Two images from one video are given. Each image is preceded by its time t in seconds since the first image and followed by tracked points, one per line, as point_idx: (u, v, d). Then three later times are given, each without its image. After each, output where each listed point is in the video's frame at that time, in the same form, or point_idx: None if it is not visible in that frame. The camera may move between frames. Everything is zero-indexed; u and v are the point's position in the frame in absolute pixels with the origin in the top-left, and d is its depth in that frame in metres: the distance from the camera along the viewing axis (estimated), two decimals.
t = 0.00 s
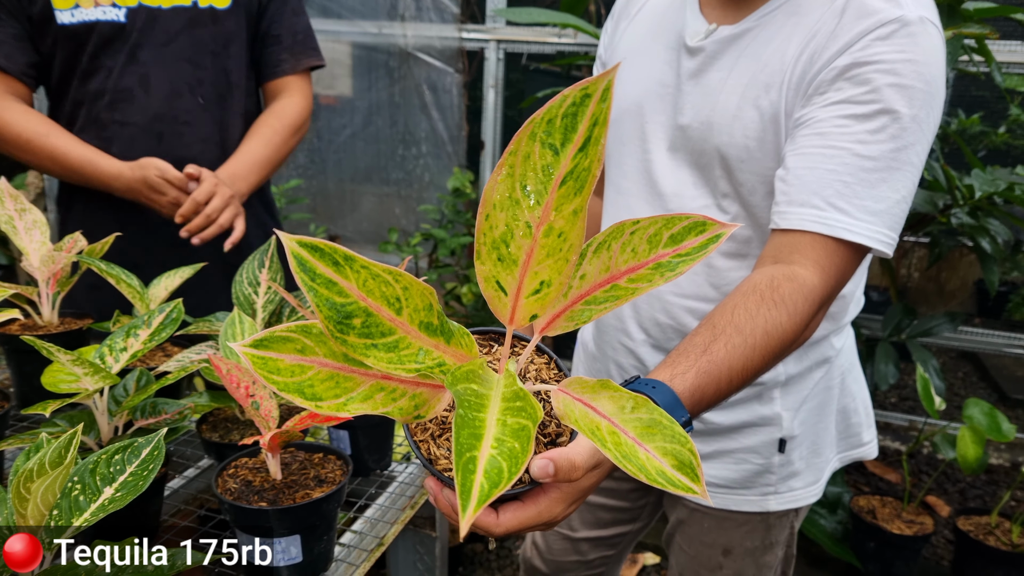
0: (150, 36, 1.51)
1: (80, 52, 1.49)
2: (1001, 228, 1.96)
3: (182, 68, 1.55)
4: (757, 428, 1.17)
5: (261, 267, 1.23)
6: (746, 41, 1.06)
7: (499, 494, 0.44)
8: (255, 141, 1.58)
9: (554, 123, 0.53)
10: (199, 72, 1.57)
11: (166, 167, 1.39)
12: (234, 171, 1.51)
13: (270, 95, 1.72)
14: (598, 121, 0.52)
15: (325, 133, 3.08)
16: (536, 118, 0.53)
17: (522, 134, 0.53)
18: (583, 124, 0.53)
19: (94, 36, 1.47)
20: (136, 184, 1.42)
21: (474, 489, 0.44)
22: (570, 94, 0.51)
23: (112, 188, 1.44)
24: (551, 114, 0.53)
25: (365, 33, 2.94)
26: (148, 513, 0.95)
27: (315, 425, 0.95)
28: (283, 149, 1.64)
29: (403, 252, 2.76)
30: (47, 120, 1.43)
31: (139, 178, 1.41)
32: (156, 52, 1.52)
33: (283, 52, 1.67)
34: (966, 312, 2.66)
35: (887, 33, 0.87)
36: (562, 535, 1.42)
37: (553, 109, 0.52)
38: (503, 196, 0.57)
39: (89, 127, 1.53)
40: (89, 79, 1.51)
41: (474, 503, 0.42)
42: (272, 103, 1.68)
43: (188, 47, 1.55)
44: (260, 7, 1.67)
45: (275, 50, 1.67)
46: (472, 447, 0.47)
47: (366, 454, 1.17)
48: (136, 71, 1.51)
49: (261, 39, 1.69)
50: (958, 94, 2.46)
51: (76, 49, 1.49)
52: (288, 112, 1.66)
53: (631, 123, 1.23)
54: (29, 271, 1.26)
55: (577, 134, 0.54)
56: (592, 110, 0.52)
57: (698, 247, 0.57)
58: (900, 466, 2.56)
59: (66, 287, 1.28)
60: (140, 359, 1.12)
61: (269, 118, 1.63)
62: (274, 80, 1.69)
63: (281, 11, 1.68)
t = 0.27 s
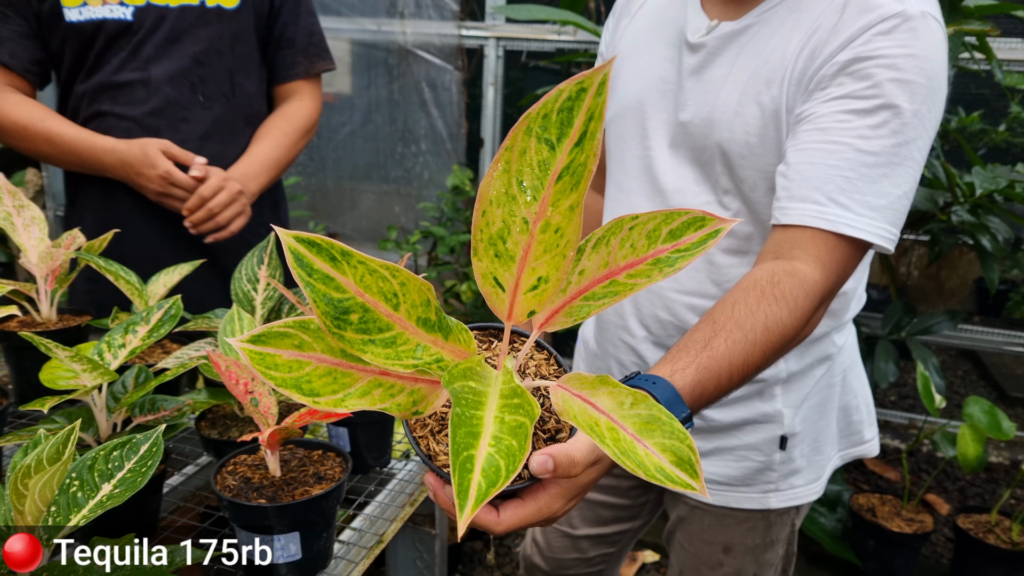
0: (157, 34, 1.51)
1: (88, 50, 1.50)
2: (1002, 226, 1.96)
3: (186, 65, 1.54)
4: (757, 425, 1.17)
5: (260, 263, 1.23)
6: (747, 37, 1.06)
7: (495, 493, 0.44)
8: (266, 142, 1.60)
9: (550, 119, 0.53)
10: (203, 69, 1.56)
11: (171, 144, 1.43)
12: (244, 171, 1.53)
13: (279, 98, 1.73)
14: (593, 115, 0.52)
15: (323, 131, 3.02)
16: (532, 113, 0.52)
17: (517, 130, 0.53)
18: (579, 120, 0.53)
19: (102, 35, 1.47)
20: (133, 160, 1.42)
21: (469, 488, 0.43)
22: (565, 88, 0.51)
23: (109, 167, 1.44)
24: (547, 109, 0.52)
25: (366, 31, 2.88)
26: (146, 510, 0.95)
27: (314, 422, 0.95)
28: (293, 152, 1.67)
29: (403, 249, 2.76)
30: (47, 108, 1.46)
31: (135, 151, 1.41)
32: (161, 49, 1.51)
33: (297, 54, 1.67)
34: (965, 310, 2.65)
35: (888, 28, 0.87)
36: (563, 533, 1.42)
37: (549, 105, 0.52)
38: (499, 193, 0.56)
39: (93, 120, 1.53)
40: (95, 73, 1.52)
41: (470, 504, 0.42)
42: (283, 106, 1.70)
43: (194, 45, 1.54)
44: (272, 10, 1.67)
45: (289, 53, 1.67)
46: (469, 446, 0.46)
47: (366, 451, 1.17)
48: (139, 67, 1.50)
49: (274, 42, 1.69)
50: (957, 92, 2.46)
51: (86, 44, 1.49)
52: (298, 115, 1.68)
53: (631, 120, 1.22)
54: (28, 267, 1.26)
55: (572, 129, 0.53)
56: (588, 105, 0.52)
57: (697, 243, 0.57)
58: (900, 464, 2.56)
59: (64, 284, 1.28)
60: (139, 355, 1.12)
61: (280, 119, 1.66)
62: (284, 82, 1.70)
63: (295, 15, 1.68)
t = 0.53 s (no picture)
0: (150, 31, 1.51)
1: (83, 47, 1.50)
2: (1001, 225, 1.99)
3: (178, 64, 1.54)
4: (756, 424, 1.17)
5: (257, 264, 1.22)
6: (745, 37, 1.06)
7: (489, 494, 0.44)
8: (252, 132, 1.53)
9: (546, 121, 0.53)
10: (196, 68, 1.55)
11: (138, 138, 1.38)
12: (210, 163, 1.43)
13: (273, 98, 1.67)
14: (589, 118, 0.53)
15: (321, 130, 2.99)
16: (529, 115, 0.52)
17: (515, 131, 0.53)
18: (575, 122, 0.53)
19: (96, 31, 1.48)
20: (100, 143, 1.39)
21: (465, 489, 0.44)
22: (562, 91, 0.51)
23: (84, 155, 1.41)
24: (543, 111, 0.53)
25: (363, 30, 2.85)
26: (143, 511, 0.95)
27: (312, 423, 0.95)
28: (279, 149, 1.59)
29: (401, 249, 2.76)
30: (37, 100, 1.47)
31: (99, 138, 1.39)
32: (155, 46, 1.52)
33: (291, 56, 1.63)
34: (963, 309, 2.66)
35: (884, 28, 0.87)
36: (562, 532, 1.42)
37: (546, 107, 0.52)
38: (496, 194, 0.56)
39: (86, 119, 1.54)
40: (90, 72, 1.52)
41: (463, 503, 0.42)
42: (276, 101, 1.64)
43: (187, 43, 1.53)
44: (268, 10, 1.63)
45: (283, 54, 1.63)
46: (462, 447, 0.46)
47: (364, 451, 1.17)
48: (132, 66, 1.51)
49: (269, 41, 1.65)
50: (955, 91, 2.46)
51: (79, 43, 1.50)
52: (290, 113, 1.61)
53: (630, 120, 1.22)
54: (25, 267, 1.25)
55: (569, 131, 0.54)
56: (585, 107, 0.52)
57: (693, 245, 0.57)
58: (898, 462, 2.56)
59: (60, 285, 1.28)
60: (137, 357, 1.11)
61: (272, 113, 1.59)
62: (280, 81, 1.64)
63: (291, 8, 1.64)
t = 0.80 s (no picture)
0: (136, 31, 1.51)
1: (66, 43, 1.50)
2: (999, 224, 1.99)
3: (164, 65, 1.53)
4: (756, 422, 1.17)
5: (256, 262, 1.22)
6: (746, 36, 1.06)
7: (489, 490, 0.44)
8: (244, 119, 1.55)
9: (554, 118, 0.53)
10: (181, 70, 1.55)
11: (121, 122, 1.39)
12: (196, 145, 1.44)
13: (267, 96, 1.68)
14: (597, 116, 0.52)
15: (321, 127, 3.03)
16: (536, 111, 0.53)
17: (522, 127, 0.53)
18: (581, 120, 0.53)
19: (81, 29, 1.47)
20: (78, 131, 1.40)
21: (465, 485, 0.44)
22: (570, 88, 0.51)
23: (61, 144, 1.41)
24: (551, 108, 0.53)
25: (362, 28, 2.88)
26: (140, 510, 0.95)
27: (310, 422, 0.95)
28: (269, 143, 1.61)
29: (400, 247, 2.76)
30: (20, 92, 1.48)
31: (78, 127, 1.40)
32: (140, 46, 1.51)
33: (281, 57, 1.64)
34: (961, 308, 2.66)
35: (886, 27, 0.87)
36: (561, 530, 1.42)
37: (553, 103, 0.53)
38: (500, 190, 0.56)
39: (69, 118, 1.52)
40: (74, 70, 1.52)
41: (465, 499, 0.42)
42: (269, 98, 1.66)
43: (172, 43, 1.53)
44: (256, 14, 1.63)
45: (272, 57, 1.64)
46: (464, 442, 0.46)
47: (363, 449, 1.17)
48: (117, 65, 1.50)
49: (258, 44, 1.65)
50: (953, 89, 2.46)
51: (64, 40, 1.49)
52: (283, 110, 1.64)
53: (631, 119, 1.22)
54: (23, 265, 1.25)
55: (576, 129, 0.53)
56: (591, 106, 0.52)
57: (695, 244, 0.56)
58: (897, 461, 2.56)
59: (60, 282, 1.28)
60: (136, 355, 1.11)
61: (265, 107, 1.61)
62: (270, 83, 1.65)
63: (280, 18, 1.64)
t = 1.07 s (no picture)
0: (130, 34, 1.50)
1: (58, 45, 1.48)
2: (998, 222, 1.98)
3: (159, 69, 1.53)
4: (757, 423, 1.17)
5: (256, 262, 1.22)
6: (747, 36, 1.06)
7: (494, 497, 0.44)
8: (244, 124, 1.61)
9: (557, 123, 0.54)
10: (175, 74, 1.55)
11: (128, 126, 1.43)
12: (207, 152, 1.50)
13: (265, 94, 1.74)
14: (601, 121, 0.52)
15: (320, 126, 3.05)
16: (540, 116, 0.53)
17: (525, 132, 0.53)
18: (586, 125, 0.53)
19: (72, 31, 1.46)
20: (87, 136, 1.41)
21: (469, 491, 0.44)
22: (574, 92, 0.52)
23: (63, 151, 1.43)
24: (554, 112, 0.53)
25: (361, 26, 2.90)
26: (142, 510, 0.95)
27: (311, 422, 0.95)
28: (266, 144, 1.68)
29: (399, 246, 2.76)
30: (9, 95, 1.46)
31: (87, 133, 1.42)
32: (135, 50, 1.51)
33: (275, 60, 1.69)
34: (961, 306, 2.66)
35: (888, 26, 0.86)
36: (561, 530, 1.42)
37: (557, 108, 0.53)
38: (504, 195, 0.56)
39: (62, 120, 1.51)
40: (66, 73, 1.50)
41: (470, 506, 0.42)
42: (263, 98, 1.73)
43: (163, 48, 1.53)
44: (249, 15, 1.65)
45: (268, 59, 1.68)
46: (469, 449, 0.46)
47: (363, 449, 1.17)
48: (111, 69, 1.50)
49: (252, 47, 1.68)
50: (953, 88, 2.46)
51: (54, 41, 1.48)
52: (279, 112, 1.72)
53: (632, 119, 1.22)
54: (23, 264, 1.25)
55: (580, 134, 0.53)
56: (596, 110, 0.52)
57: (699, 250, 0.56)
58: (896, 460, 2.57)
59: (60, 281, 1.28)
60: (136, 354, 1.11)
61: (263, 109, 1.68)
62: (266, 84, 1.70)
63: (272, 20, 1.67)
